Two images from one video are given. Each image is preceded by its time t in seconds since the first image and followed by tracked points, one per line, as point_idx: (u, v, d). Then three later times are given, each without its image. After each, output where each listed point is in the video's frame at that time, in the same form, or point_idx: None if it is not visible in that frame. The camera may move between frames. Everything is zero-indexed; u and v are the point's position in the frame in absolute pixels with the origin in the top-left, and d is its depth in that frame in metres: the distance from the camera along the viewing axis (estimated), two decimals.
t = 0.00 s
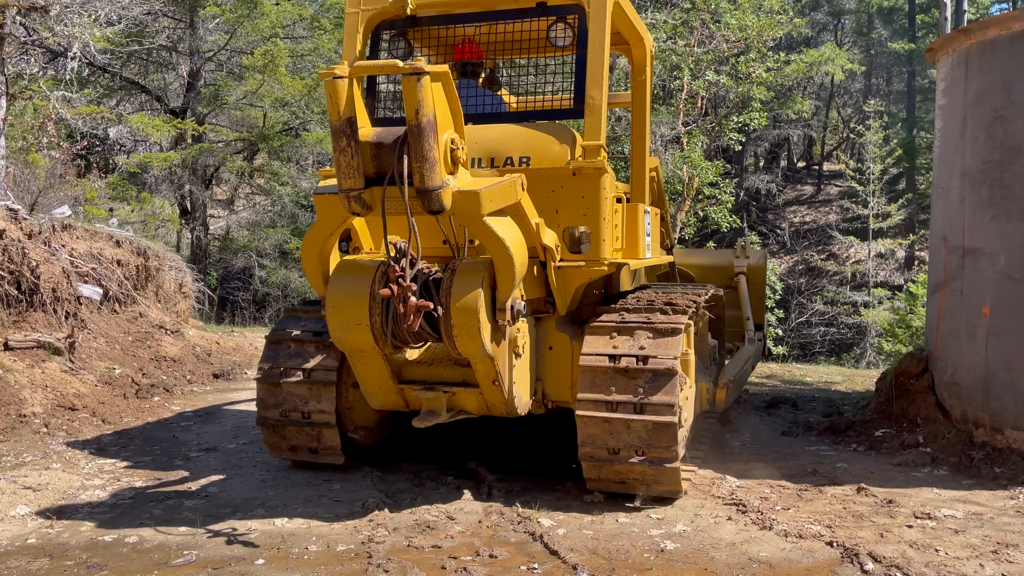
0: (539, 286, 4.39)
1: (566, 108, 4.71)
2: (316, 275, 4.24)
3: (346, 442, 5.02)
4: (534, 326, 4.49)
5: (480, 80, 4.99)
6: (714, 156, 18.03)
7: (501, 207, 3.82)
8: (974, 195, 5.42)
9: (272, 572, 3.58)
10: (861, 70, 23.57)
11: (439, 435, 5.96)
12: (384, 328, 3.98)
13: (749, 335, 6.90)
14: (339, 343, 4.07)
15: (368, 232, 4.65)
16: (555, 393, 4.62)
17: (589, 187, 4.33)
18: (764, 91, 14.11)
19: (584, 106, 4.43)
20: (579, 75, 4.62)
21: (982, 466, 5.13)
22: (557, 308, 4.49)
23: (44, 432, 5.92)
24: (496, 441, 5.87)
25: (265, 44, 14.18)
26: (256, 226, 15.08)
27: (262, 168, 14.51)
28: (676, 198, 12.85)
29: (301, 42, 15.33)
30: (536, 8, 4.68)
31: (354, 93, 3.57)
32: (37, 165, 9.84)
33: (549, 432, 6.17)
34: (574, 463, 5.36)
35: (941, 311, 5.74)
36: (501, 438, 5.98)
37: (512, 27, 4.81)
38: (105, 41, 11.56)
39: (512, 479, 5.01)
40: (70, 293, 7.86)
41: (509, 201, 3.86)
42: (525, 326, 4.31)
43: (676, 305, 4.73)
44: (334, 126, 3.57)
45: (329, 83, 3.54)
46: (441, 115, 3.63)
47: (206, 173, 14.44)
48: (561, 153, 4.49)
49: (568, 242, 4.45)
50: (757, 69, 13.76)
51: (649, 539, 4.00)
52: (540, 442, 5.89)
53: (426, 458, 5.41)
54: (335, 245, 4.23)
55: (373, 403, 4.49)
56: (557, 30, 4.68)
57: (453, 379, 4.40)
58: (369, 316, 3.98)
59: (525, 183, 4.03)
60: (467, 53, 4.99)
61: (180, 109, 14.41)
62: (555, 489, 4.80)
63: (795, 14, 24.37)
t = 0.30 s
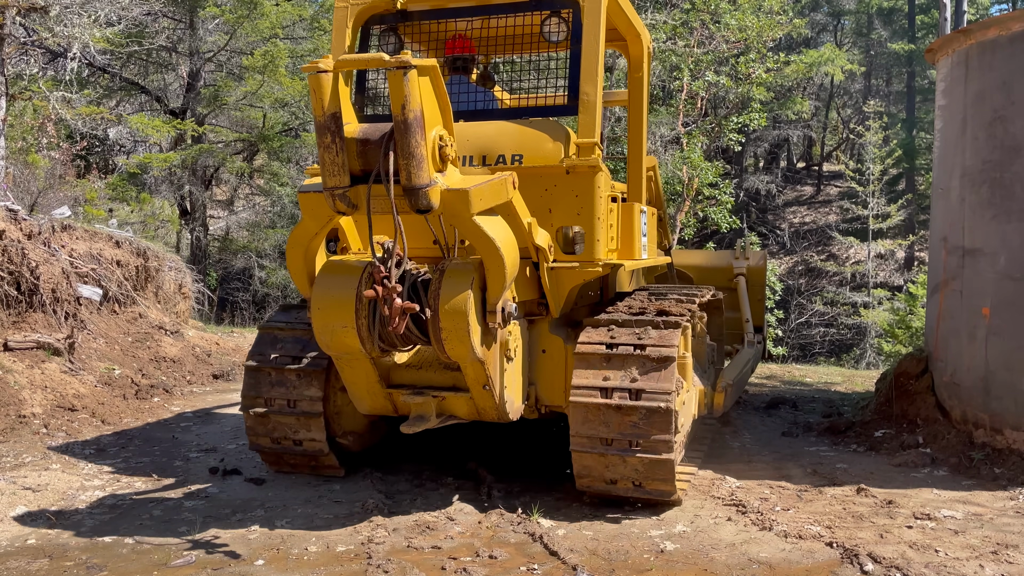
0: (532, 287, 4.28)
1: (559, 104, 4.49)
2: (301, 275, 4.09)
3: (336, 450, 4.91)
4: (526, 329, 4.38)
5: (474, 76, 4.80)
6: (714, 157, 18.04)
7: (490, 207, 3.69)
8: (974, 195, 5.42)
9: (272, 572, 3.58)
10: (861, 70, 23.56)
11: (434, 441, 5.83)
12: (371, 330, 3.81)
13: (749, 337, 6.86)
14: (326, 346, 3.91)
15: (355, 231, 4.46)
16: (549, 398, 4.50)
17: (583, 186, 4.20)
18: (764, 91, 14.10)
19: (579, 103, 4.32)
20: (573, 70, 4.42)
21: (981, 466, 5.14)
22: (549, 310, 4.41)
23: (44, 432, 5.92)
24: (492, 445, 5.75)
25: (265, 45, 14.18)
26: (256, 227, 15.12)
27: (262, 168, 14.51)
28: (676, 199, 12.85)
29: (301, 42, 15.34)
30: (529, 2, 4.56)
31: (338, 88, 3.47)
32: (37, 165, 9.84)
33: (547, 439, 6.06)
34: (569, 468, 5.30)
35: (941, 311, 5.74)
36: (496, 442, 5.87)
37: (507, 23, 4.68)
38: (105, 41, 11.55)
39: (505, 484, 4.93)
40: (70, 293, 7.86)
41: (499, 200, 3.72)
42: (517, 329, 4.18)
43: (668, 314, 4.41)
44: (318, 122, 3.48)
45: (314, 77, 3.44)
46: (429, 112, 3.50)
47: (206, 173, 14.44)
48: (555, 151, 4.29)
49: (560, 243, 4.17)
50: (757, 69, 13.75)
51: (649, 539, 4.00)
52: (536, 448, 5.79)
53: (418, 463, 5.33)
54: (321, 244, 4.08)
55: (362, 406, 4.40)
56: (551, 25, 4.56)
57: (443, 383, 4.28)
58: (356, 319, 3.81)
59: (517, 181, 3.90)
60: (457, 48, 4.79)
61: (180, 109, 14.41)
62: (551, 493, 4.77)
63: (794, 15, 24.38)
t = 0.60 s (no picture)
0: (526, 287, 4.21)
1: (554, 101, 4.45)
2: (289, 274, 4.03)
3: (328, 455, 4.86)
4: (521, 330, 4.28)
5: (468, 71, 4.88)
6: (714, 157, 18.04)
7: (483, 205, 3.63)
8: (974, 195, 5.42)
9: (272, 572, 3.58)
10: (861, 70, 23.54)
11: (430, 442, 5.78)
12: (361, 331, 3.71)
13: (748, 338, 6.81)
14: (315, 348, 3.80)
15: (345, 230, 4.40)
16: (544, 401, 4.40)
17: (578, 184, 4.13)
18: (764, 91, 14.10)
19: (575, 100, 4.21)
20: (570, 65, 4.43)
21: (982, 466, 5.14)
22: (545, 311, 4.29)
23: (44, 432, 5.93)
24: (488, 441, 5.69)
25: (265, 45, 14.18)
26: (256, 227, 15.14)
27: (262, 168, 14.52)
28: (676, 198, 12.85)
29: (301, 42, 15.34)
30: None
31: (325, 81, 3.41)
32: (37, 165, 9.85)
33: (544, 438, 5.99)
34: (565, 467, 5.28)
35: (941, 311, 5.74)
36: (492, 442, 5.80)
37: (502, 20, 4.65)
38: (105, 41, 11.54)
39: (499, 484, 4.91)
40: (70, 293, 7.86)
41: (492, 198, 3.64)
42: (512, 330, 4.07)
43: (661, 322, 4.23)
44: (306, 117, 3.41)
45: (301, 72, 3.34)
46: (419, 107, 3.46)
47: (206, 173, 14.45)
48: (551, 149, 4.15)
49: (556, 242, 4.21)
50: (757, 69, 13.75)
51: (649, 539, 4.00)
52: (533, 448, 5.72)
53: (413, 463, 5.29)
54: (310, 243, 4.01)
55: (353, 409, 4.30)
56: (546, 20, 4.49)
57: (436, 386, 4.13)
58: (345, 319, 3.72)
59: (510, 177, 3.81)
60: (451, 43, 4.80)
61: (180, 109, 14.39)
62: (546, 493, 4.76)
63: (795, 15, 24.37)
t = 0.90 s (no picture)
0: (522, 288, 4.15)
1: (550, 98, 4.41)
2: (279, 269, 4.06)
3: (325, 462, 4.83)
4: (516, 331, 4.23)
5: (464, 69, 4.91)
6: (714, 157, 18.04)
7: (476, 204, 3.58)
8: (974, 195, 5.42)
9: (272, 572, 3.58)
10: (861, 70, 23.53)
11: (428, 442, 5.76)
12: (353, 333, 3.67)
13: (749, 340, 6.75)
14: (305, 350, 3.75)
15: (338, 229, 4.31)
16: (540, 403, 4.34)
17: (574, 182, 4.07)
18: (764, 91, 14.10)
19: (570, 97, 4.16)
20: (564, 63, 4.31)
21: (982, 466, 5.13)
22: (541, 312, 4.26)
23: (44, 432, 5.93)
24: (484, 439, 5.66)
25: (265, 45, 14.17)
26: (256, 227, 15.16)
27: (262, 168, 14.52)
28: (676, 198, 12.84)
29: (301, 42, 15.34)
30: None
31: (316, 76, 3.37)
32: (37, 165, 9.85)
33: (541, 439, 5.95)
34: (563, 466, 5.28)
35: (941, 312, 5.74)
36: (489, 444, 5.77)
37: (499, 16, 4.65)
38: (105, 41, 11.53)
39: (498, 485, 4.89)
40: (70, 293, 7.86)
41: (485, 196, 3.60)
42: (507, 332, 4.02)
43: (656, 334, 4.12)
44: (296, 114, 3.41)
45: (291, 67, 3.34)
46: (412, 104, 3.40)
47: (206, 173, 14.45)
48: (547, 147, 4.10)
49: (552, 241, 4.12)
50: (757, 69, 13.74)
51: (649, 539, 4.00)
52: (530, 449, 5.68)
53: (411, 464, 5.28)
54: (301, 243, 4.05)
55: (345, 412, 4.24)
56: (543, 16, 4.52)
57: (430, 388, 4.09)
58: (336, 321, 3.66)
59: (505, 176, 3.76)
60: (447, 40, 4.81)
61: (180, 109, 14.38)
62: (546, 493, 4.77)
63: (795, 15, 24.36)
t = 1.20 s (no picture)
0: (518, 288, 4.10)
1: (548, 96, 4.35)
2: (270, 270, 4.00)
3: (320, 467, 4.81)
4: (512, 332, 4.20)
5: (462, 67, 4.80)
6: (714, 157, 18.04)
7: (470, 202, 3.53)
8: (974, 195, 5.41)
9: (272, 572, 3.58)
10: (861, 70, 23.53)
11: (427, 444, 5.73)
12: (345, 334, 3.61)
13: (748, 342, 6.70)
14: (296, 351, 3.69)
15: (331, 228, 4.25)
16: (536, 405, 4.31)
17: (570, 181, 4.05)
18: (764, 91, 14.09)
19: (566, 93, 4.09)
20: (562, 59, 4.25)
21: (982, 466, 5.13)
22: (537, 313, 4.22)
23: (44, 432, 5.93)
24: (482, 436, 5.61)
25: (266, 45, 14.16)
26: (256, 226, 15.18)
27: (262, 168, 14.53)
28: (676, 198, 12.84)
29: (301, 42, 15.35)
30: None
31: (307, 72, 3.29)
32: (37, 165, 9.85)
33: (540, 442, 5.91)
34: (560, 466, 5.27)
35: (941, 311, 5.74)
36: (488, 446, 5.74)
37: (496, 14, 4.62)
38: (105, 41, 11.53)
39: (494, 486, 4.87)
40: (70, 293, 7.86)
41: (479, 195, 3.54)
42: (502, 332, 3.98)
43: (651, 345, 4.00)
44: (286, 111, 3.31)
45: (280, 63, 3.23)
46: (405, 101, 3.32)
47: (206, 173, 14.45)
48: (543, 145, 4.10)
49: (548, 241, 4.10)
50: (757, 69, 13.73)
51: (649, 539, 4.00)
52: (528, 451, 5.65)
53: (409, 465, 5.25)
54: (292, 242, 3.98)
55: (339, 415, 4.18)
56: (539, 12, 4.50)
57: (423, 391, 4.07)
58: (327, 322, 3.61)
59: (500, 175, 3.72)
60: (442, 37, 4.75)
61: (180, 109, 14.39)
62: (544, 493, 4.77)
63: (795, 15, 24.34)
